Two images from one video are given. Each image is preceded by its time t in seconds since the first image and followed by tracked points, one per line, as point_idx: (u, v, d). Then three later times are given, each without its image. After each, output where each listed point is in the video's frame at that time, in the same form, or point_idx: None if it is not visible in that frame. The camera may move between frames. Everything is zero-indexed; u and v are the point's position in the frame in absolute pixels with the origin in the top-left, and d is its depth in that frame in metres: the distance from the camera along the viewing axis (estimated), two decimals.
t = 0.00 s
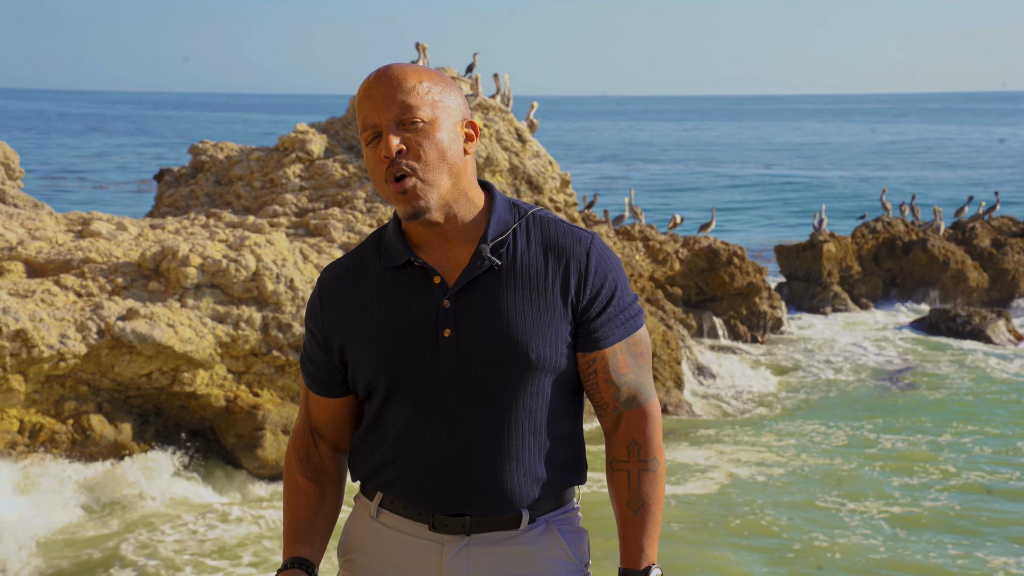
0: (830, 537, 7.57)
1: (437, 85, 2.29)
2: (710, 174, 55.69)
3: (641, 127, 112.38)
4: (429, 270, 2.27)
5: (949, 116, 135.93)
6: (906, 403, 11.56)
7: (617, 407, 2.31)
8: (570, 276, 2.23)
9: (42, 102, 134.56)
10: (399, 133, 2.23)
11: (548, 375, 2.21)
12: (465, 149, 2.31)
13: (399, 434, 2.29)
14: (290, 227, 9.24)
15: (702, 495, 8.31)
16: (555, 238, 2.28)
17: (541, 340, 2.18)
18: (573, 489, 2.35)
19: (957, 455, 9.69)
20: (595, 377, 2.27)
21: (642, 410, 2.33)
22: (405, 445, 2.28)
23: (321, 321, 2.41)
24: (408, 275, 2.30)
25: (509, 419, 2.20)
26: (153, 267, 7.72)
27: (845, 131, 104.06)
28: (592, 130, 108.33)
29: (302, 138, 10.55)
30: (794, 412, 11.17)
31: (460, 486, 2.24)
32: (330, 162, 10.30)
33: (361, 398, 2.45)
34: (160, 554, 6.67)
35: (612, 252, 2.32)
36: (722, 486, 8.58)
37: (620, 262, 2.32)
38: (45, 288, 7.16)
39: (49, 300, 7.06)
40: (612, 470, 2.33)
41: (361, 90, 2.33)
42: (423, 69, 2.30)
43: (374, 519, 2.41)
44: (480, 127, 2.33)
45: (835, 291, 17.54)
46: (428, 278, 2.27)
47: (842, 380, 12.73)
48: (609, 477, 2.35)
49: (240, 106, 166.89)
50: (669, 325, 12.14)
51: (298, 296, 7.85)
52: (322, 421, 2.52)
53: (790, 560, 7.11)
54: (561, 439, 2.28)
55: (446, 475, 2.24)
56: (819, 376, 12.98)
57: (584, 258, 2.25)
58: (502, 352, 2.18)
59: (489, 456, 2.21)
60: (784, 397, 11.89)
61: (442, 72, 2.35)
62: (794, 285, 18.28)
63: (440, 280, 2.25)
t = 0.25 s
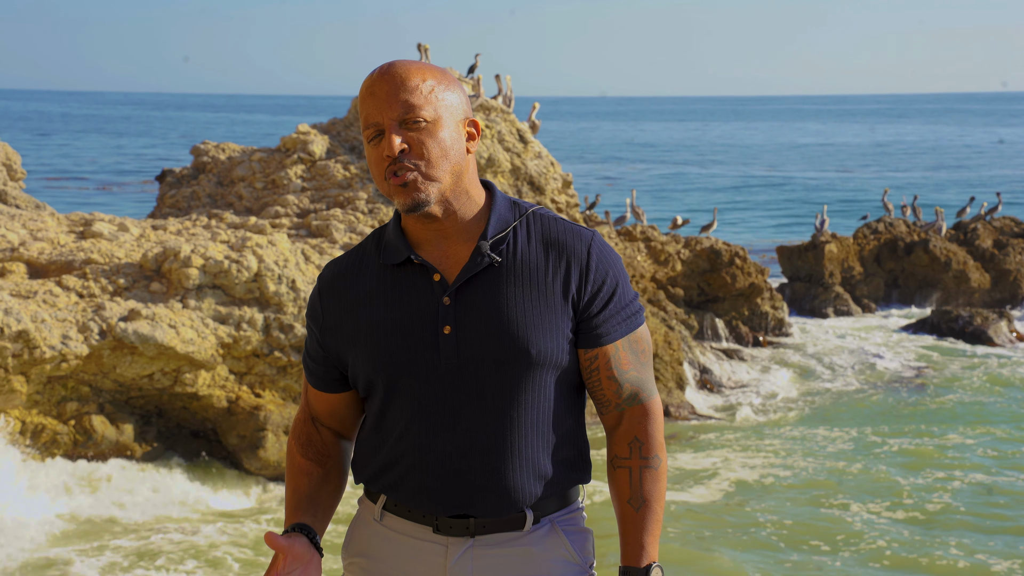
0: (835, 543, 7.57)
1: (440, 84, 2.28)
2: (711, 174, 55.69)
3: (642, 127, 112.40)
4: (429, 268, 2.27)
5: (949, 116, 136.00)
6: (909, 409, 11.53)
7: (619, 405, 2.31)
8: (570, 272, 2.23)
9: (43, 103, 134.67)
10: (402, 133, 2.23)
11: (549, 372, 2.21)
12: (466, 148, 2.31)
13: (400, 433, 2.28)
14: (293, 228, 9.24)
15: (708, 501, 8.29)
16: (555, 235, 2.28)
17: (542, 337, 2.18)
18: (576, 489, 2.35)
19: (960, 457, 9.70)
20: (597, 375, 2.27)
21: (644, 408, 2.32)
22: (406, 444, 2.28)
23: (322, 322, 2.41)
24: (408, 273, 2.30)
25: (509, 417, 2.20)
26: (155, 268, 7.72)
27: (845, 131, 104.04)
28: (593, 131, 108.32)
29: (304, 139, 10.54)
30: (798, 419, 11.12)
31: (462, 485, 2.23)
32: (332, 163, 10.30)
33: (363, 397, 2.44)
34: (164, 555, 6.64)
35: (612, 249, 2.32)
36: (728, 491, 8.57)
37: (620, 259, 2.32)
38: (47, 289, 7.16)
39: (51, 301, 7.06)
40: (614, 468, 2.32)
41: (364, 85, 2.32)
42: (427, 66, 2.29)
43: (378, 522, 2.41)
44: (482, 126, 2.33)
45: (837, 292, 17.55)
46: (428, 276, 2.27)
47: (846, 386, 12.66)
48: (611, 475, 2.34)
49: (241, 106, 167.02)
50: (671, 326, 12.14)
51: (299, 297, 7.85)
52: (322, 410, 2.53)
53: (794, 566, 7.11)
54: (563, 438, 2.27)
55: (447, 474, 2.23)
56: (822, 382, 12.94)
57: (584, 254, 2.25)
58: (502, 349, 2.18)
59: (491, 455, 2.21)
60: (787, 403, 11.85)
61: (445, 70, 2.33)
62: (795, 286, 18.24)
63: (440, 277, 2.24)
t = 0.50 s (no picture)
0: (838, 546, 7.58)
1: (444, 86, 2.27)
2: (712, 175, 55.68)
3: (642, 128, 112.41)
4: (428, 268, 2.27)
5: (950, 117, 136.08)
6: (912, 414, 11.52)
7: (618, 407, 2.31)
8: (570, 273, 2.23)
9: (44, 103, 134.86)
10: (406, 138, 2.23)
11: (548, 372, 2.20)
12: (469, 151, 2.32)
13: (398, 433, 2.28)
14: (294, 229, 9.24)
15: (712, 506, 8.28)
16: (556, 235, 2.28)
17: (541, 336, 2.18)
18: (575, 491, 2.34)
19: (962, 461, 9.70)
20: (596, 376, 2.27)
21: (643, 411, 2.32)
22: (405, 443, 2.28)
23: (323, 322, 2.42)
24: (407, 273, 2.30)
25: (507, 415, 2.20)
26: (157, 269, 7.72)
27: (846, 132, 104.03)
28: (593, 131, 108.32)
29: (305, 139, 10.54)
30: (800, 423, 11.10)
31: (460, 484, 2.23)
32: (334, 163, 10.30)
33: (362, 398, 2.45)
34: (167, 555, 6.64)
35: (613, 251, 2.32)
36: (731, 496, 8.56)
37: (620, 261, 2.32)
38: (48, 290, 7.16)
39: (52, 302, 7.05)
40: (613, 471, 2.32)
41: (366, 88, 2.31)
42: (429, 67, 2.28)
43: (374, 523, 2.40)
44: (485, 128, 2.33)
45: (838, 292, 17.54)
46: (427, 276, 2.27)
47: (849, 392, 12.62)
48: (610, 478, 2.34)
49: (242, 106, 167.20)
50: (671, 326, 12.14)
51: (301, 298, 7.85)
52: (325, 419, 2.53)
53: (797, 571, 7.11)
54: (561, 439, 2.27)
55: (445, 473, 2.23)
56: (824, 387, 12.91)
57: (584, 255, 2.26)
58: (501, 348, 2.18)
59: (488, 455, 2.21)
60: (790, 407, 11.83)
61: (447, 69, 2.32)
62: (797, 287, 18.21)
63: (439, 277, 2.25)
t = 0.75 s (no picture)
0: (840, 550, 7.58)
1: (446, 85, 2.27)
2: (713, 176, 55.69)
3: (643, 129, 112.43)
4: (428, 269, 2.27)
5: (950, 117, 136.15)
6: (914, 417, 11.52)
7: (618, 409, 2.31)
8: (570, 275, 2.23)
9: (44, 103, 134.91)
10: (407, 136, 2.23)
11: (547, 374, 2.20)
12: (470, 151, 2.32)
13: (397, 434, 2.28)
14: (295, 229, 9.23)
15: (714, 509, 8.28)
16: (556, 238, 2.28)
17: (540, 338, 2.18)
18: (575, 492, 2.34)
19: (965, 465, 9.71)
20: (595, 378, 2.27)
21: (643, 413, 2.32)
22: (404, 444, 2.27)
23: (323, 322, 2.41)
24: (407, 274, 2.30)
25: (507, 417, 2.19)
26: (158, 270, 7.72)
27: (847, 133, 104.09)
28: (594, 132, 108.35)
29: (306, 140, 10.54)
30: (802, 425, 11.09)
31: (459, 485, 2.23)
32: (335, 164, 10.30)
33: (362, 399, 2.44)
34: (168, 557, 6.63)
35: (613, 253, 2.32)
36: (734, 499, 8.57)
37: (620, 263, 2.32)
38: (49, 290, 7.15)
39: (53, 302, 7.05)
40: (613, 473, 2.31)
41: (370, 85, 2.30)
42: (433, 66, 2.28)
43: (374, 523, 2.40)
44: (487, 128, 2.33)
45: (840, 293, 17.53)
46: (427, 277, 2.27)
47: (851, 395, 12.61)
48: (610, 480, 2.34)
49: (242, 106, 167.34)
50: (673, 327, 12.14)
51: (302, 298, 7.84)
52: (325, 419, 2.53)
53: None
54: (561, 441, 2.27)
55: (444, 474, 2.23)
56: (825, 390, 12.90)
57: (584, 257, 2.25)
58: (500, 350, 2.18)
59: (487, 457, 2.21)
60: (791, 409, 11.83)
61: (451, 69, 2.32)
62: (798, 288, 18.19)
63: (438, 278, 2.25)
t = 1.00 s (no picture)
0: (842, 554, 7.58)
1: (450, 85, 2.27)
2: (713, 177, 55.69)
3: (643, 129, 112.45)
4: (432, 267, 2.26)
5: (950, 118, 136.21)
6: (915, 420, 11.53)
7: (621, 408, 2.31)
8: (573, 275, 2.23)
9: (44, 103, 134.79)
10: (412, 138, 2.22)
11: (549, 373, 2.20)
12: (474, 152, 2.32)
13: (399, 432, 2.28)
14: (296, 230, 9.22)
15: (716, 514, 8.28)
16: (559, 237, 2.28)
17: (543, 337, 2.18)
18: (577, 491, 2.34)
19: (966, 469, 9.72)
20: (599, 377, 2.27)
21: (646, 412, 2.32)
22: (406, 442, 2.27)
23: (324, 319, 2.41)
24: (410, 272, 2.29)
25: (509, 416, 2.19)
26: (158, 270, 7.72)
27: (847, 133, 104.16)
28: (594, 132, 108.40)
29: (307, 141, 10.55)
30: (803, 427, 11.09)
31: (461, 484, 2.22)
32: (335, 165, 10.30)
33: (364, 398, 2.44)
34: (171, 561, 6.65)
35: (616, 253, 2.32)
36: (736, 503, 8.57)
37: (623, 263, 2.32)
38: (50, 291, 7.15)
39: (54, 303, 7.06)
40: (617, 472, 2.31)
41: (373, 86, 2.30)
42: (438, 68, 2.29)
43: (377, 522, 2.40)
44: (489, 128, 2.33)
45: (840, 294, 17.53)
46: (430, 275, 2.27)
47: (852, 396, 12.61)
48: (614, 479, 2.34)
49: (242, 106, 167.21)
50: (673, 328, 12.14)
51: (303, 299, 7.84)
52: (323, 413, 2.53)
53: None
54: (564, 440, 2.27)
55: (448, 473, 2.22)
56: (826, 391, 12.90)
57: (587, 256, 2.25)
58: (504, 348, 2.18)
59: (489, 456, 2.20)
60: (792, 410, 11.84)
61: (455, 72, 2.33)
62: (799, 288, 18.18)
63: (442, 277, 2.25)
